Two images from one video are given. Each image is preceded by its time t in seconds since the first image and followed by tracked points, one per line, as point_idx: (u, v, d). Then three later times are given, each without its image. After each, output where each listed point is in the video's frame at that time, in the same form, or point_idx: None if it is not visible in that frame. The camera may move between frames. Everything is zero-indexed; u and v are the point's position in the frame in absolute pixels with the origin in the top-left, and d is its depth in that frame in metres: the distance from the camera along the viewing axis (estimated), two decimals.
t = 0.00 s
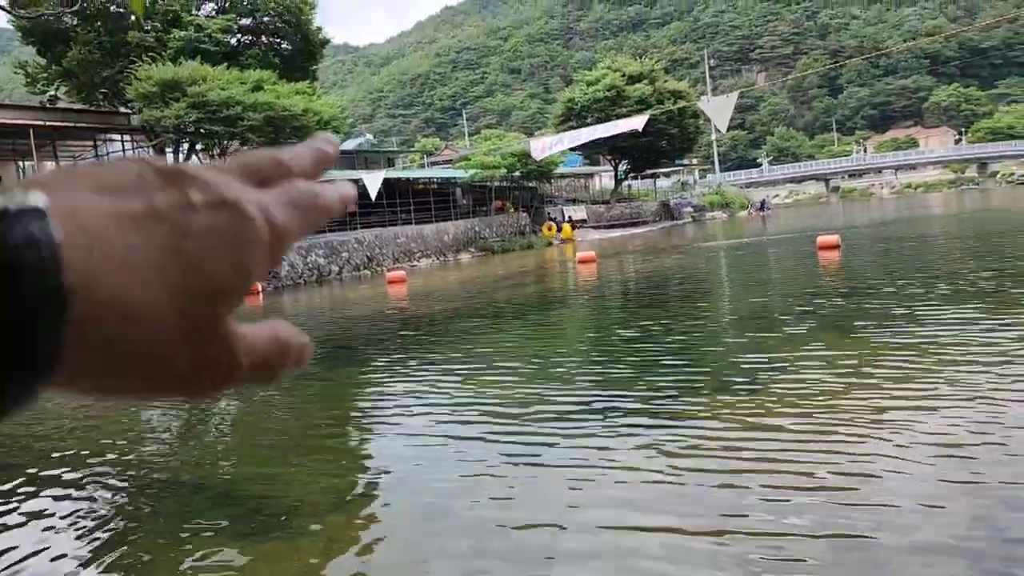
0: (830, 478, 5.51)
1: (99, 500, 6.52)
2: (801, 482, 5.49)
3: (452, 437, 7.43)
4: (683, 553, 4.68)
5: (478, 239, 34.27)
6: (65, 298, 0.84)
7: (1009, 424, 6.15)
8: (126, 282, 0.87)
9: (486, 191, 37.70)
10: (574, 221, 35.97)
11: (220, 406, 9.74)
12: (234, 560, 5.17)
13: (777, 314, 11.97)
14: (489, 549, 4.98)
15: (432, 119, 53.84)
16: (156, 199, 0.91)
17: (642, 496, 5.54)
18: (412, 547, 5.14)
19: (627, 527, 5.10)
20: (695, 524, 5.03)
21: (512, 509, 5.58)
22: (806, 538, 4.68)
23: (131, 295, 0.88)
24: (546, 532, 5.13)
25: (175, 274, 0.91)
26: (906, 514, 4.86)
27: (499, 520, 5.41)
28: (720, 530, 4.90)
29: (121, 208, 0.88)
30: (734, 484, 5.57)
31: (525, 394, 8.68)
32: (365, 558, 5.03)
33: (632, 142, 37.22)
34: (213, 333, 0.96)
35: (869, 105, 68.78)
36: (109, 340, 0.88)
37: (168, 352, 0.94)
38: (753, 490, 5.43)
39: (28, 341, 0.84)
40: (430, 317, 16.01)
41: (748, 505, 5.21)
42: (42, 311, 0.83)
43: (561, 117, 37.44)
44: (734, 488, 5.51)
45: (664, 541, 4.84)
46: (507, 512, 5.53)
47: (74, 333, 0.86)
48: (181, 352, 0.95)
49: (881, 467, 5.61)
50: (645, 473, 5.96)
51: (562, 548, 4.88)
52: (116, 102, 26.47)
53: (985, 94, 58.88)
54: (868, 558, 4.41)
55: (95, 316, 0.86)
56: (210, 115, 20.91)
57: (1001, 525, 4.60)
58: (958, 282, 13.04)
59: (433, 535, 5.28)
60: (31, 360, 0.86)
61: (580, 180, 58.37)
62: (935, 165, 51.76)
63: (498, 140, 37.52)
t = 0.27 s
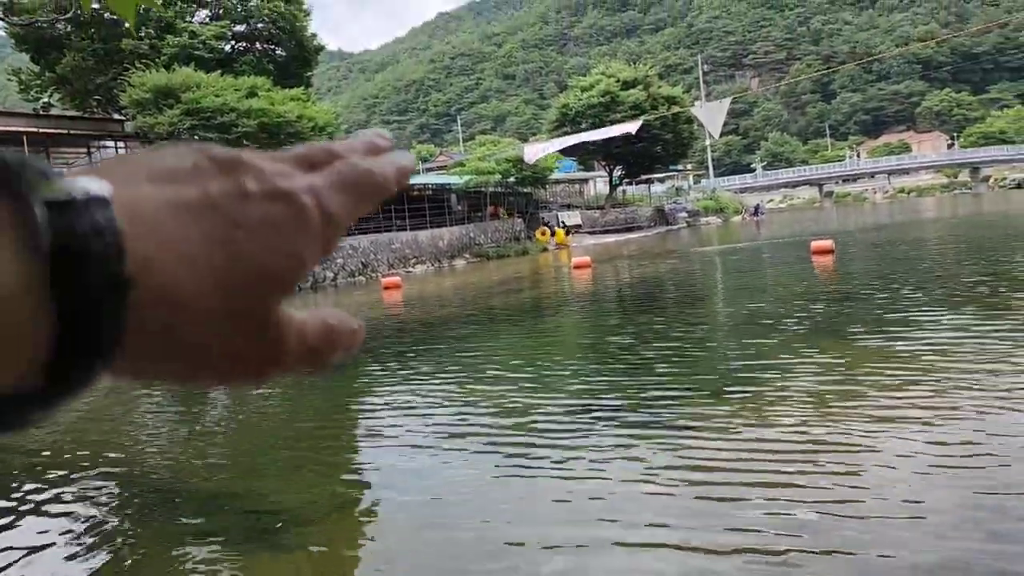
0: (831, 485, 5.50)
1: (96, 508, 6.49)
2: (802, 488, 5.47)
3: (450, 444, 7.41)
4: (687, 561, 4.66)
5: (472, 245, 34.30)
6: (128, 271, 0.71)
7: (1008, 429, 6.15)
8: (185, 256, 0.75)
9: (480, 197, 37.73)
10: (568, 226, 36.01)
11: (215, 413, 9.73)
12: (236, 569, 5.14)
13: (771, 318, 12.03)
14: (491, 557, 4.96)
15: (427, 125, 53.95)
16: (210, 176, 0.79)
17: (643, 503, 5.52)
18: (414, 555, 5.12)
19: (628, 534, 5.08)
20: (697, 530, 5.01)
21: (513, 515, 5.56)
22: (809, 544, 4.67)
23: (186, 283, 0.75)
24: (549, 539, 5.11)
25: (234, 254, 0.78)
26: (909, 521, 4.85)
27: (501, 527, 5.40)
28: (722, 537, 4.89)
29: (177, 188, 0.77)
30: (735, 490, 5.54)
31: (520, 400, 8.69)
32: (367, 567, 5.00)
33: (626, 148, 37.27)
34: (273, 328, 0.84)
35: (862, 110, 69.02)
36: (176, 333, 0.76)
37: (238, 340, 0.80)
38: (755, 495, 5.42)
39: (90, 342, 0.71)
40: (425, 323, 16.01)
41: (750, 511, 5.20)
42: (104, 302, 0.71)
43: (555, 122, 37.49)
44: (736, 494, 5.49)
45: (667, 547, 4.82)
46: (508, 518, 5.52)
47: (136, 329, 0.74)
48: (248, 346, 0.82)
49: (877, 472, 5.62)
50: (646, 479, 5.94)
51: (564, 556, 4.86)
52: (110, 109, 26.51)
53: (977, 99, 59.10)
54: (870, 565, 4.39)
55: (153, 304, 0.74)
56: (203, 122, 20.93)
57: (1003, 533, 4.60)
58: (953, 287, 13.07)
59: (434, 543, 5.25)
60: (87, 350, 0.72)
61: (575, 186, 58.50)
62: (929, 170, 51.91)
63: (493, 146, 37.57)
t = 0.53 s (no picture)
0: (826, 487, 5.53)
1: (95, 511, 6.51)
2: (797, 491, 5.50)
3: (447, 446, 7.43)
4: (681, 564, 4.68)
5: (471, 248, 34.34)
6: (129, 245, 0.77)
7: (1004, 432, 6.17)
8: (182, 230, 0.80)
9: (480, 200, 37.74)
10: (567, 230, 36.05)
11: (215, 416, 9.75)
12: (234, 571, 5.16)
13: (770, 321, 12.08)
14: (487, 560, 4.99)
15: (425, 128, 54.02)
16: (205, 156, 0.85)
17: (639, 506, 5.54)
18: (411, 557, 5.15)
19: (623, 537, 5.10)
20: (692, 532, 5.04)
21: (510, 518, 5.58)
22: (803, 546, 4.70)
23: (181, 255, 0.81)
24: (545, 542, 5.14)
25: (226, 230, 0.84)
26: (909, 523, 4.88)
27: (497, 529, 5.42)
28: (718, 539, 4.91)
29: (180, 166, 0.84)
30: (731, 493, 5.57)
31: (520, 403, 8.70)
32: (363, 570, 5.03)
33: (625, 151, 37.28)
34: (266, 298, 0.90)
35: (860, 113, 69.10)
36: (172, 305, 0.82)
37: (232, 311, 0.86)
38: (750, 498, 5.45)
39: (90, 313, 0.78)
40: (424, 326, 16.03)
41: (746, 514, 5.23)
42: (102, 273, 0.77)
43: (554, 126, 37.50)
44: (732, 497, 5.52)
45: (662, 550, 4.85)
46: (505, 520, 5.54)
47: (133, 301, 0.80)
48: (241, 318, 0.88)
49: (876, 476, 5.63)
50: (641, 482, 5.97)
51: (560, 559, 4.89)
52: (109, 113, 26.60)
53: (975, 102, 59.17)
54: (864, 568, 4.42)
55: (150, 275, 0.80)
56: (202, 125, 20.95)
57: (997, 536, 4.62)
58: (951, 290, 13.09)
59: (431, 546, 5.28)
60: (85, 321, 0.78)
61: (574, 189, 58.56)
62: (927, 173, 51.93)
63: (492, 149, 37.59)
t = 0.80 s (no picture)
0: (826, 487, 5.52)
1: (98, 513, 6.55)
2: (797, 491, 5.49)
3: (448, 447, 7.45)
4: (679, 563, 4.69)
5: (475, 250, 34.39)
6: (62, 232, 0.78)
7: (1006, 433, 6.16)
8: (113, 219, 0.80)
9: (483, 202, 37.75)
10: (571, 232, 36.04)
11: (217, 417, 9.77)
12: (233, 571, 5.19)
13: (773, 322, 12.10)
14: (485, 558, 5.01)
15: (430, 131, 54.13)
16: (145, 144, 0.84)
17: (638, 506, 5.55)
18: (409, 556, 5.16)
19: (622, 537, 5.11)
20: (690, 532, 5.05)
21: (509, 517, 5.60)
22: (802, 549, 4.68)
23: (120, 244, 0.82)
24: (544, 541, 5.15)
25: (166, 220, 0.84)
26: (911, 525, 4.85)
27: (496, 528, 5.44)
28: (716, 539, 4.92)
29: (115, 155, 0.83)
30: (730, 494, 5.57)
31: (522, 403, 8.71)
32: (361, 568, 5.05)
33: (629, 153, 37.24)
34: (206, 289, 0.89)
35: (865, 114, 68.94)
36: (110, 291, 0.83)
37: (171, 304, 0.86)
38: (749, 498, 5.45)
39: (22, 304, 0.82)
40: (427, 327, 16.05)
41: (744, 514, 5.23)
42: (38, 257, 0.79)
43: (558, 127, 37.50)
44: (732, 497, 5.50)
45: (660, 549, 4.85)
46: (504, 520, 5.56)
47: (70, 286, 0.82)
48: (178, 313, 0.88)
49: (880, 477, 5.59)
50: (641, 483, 5.97)
51: (558, 558, 4.89)
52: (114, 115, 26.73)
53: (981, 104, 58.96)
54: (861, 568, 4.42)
55: (86, 259, 0.81)
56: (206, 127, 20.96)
57: (1001, 538, 4.59)
58: (956, 292, 13.04)
59: (430, 545, 5.29)
60: (19, 310, 0.82)
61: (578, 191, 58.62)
62: (933, 175, 51.75)
63: (495, 151, 37.61)
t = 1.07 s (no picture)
0: (844, 494, 5.45)
1: (111, 513, 6.53)
2: (814, 498, 5.42)
3: (460, 449, 7.41)
4: (697, 568, 4.63)
5: (486, 250, 34.49)
6: (9, 260, 0.68)
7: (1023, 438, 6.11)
8: (69, 248, 0.70)
9: (494, 202, 37.83)
10: (581, 232, 36.05)
11: (230, 416, 9.84)
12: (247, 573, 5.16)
13: (785, 323, 12.08)
14: (499, 562, 4.96)
15: (441, 131, 54.30)
16: (101, 162, 0.73)
17: (653, 510, 5.49)
18: (423, 560, 5.12)
19: (637, 542, 5.05)
20: (707, 537, 4.99)
21: (523, 522, 5.55)
22: (816, 552, 4.67)
23: (79, 267, 0.71)
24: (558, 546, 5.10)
25: (125, 242, 0.73)
26: (926, 530, 4.82)
27: (510, 533, 5.39)
28: (733, 545, 4.86)
29: (71, 167, 0.72)
30: (746, 499, 5.50)
31: (535, 404, 8.72)
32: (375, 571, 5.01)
33: (640, 153, 37.21)
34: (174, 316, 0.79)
35: (878, 114, 68.63)
36: (63, 325, 0.73)
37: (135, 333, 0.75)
38: (766, 504, 5.39)
39: None
40: (438, 327, 16.12)
41: (762, 520, 5.16)
42: None
43: (569, 128, 37.51)
44: (745, 500, 5.49)
45: (677, 555, 4.79)
46: (518, 524, 5.51)
47: (16, 320, 0.71)
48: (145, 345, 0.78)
49: (895, 481, 5.56)
50: (656, 487, 5.91)
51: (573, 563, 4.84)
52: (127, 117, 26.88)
53: (995, 104, 58.54)
54: None
55: (33, 291, 0.70)
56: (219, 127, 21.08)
57: (1018, 543, 4.56)
58: (971, 293, 12.95)
59: (443, 549, 5.25)
60: None
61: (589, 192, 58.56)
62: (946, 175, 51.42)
63: (506, 152, 37.68)
